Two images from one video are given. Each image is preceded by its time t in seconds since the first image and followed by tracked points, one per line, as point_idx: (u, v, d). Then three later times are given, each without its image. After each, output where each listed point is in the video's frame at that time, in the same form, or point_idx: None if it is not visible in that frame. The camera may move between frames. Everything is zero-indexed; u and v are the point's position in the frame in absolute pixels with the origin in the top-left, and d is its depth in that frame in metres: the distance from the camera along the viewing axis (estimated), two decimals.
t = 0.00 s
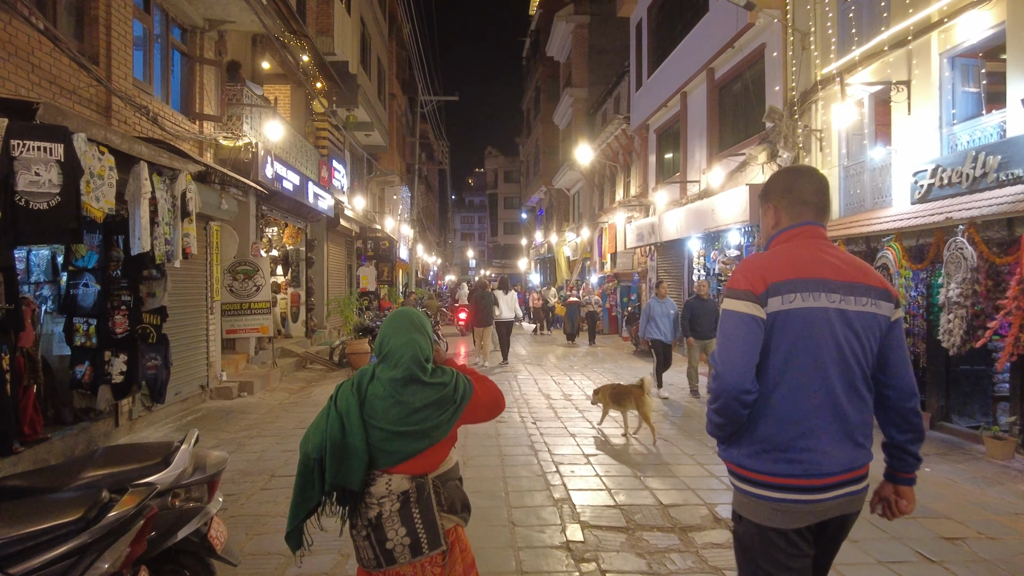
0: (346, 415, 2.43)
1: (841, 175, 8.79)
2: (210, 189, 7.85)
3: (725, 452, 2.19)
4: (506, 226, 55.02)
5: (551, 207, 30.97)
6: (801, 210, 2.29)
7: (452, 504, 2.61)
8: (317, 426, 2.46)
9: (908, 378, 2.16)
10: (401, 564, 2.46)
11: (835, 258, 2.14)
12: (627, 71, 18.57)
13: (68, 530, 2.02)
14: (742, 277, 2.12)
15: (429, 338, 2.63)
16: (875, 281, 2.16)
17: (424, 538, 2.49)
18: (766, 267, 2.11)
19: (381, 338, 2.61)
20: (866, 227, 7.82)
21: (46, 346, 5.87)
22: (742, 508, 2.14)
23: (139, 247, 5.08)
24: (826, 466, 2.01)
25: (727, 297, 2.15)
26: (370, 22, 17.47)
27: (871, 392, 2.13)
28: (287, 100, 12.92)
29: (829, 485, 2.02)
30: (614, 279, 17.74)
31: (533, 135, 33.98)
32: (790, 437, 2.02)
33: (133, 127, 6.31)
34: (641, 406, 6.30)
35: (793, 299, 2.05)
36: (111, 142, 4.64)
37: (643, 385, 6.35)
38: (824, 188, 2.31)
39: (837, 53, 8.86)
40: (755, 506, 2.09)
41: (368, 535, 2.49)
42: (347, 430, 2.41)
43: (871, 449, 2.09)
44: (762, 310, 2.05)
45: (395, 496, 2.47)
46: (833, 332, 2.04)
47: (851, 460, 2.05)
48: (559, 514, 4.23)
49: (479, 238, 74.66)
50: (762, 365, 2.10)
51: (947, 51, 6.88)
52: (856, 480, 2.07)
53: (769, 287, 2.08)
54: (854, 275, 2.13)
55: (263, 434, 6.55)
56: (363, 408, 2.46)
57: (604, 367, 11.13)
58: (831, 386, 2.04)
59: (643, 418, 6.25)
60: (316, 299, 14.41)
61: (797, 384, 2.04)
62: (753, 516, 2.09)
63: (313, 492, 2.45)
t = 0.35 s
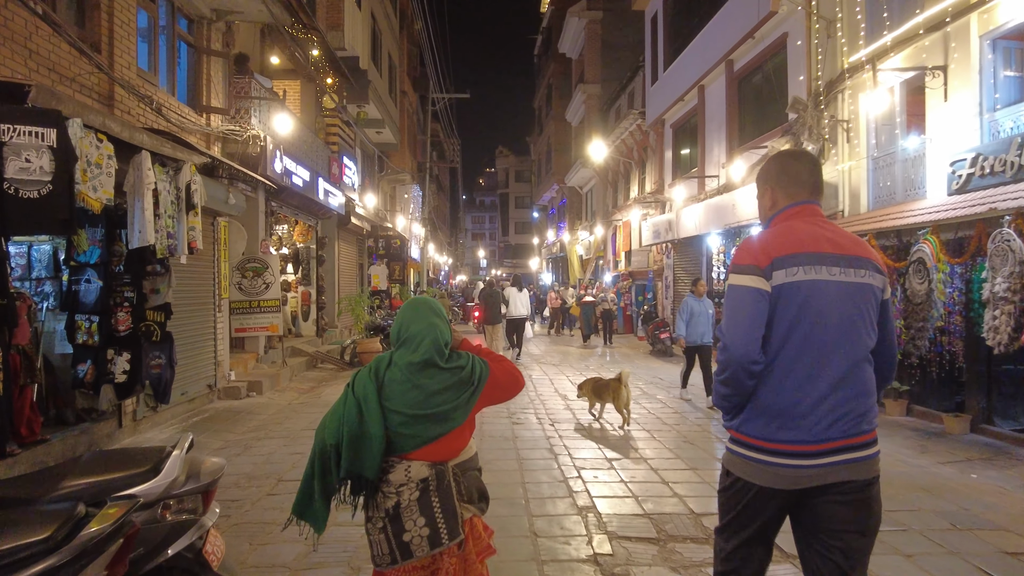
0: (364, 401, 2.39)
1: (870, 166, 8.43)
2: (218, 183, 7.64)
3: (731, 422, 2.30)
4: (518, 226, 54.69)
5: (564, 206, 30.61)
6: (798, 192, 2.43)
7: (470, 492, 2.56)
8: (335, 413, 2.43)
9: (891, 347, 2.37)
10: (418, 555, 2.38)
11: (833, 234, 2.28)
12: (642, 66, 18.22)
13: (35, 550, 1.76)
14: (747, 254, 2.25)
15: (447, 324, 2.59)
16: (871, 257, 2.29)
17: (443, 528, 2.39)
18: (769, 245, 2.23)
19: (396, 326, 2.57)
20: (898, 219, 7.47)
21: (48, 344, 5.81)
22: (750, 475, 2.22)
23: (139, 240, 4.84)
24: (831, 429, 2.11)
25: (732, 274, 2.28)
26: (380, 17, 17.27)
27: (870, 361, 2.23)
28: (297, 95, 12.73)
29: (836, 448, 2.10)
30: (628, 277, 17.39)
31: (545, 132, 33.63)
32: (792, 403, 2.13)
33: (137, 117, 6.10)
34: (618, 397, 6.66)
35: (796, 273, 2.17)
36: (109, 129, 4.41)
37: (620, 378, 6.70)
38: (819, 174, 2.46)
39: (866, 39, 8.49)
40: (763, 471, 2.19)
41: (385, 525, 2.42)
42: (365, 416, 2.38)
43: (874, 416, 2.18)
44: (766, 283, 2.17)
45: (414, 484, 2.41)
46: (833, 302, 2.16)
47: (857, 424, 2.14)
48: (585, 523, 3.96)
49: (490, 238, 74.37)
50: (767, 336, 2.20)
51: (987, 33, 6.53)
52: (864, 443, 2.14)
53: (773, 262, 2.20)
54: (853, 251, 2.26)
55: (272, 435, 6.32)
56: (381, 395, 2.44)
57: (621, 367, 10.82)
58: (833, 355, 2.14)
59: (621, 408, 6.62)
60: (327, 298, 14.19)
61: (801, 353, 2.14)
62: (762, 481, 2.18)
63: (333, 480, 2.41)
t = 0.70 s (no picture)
0: (421, 409, 2.38)
1: (925, 159, 7.82)
2: (243, 182, 7.52)
3: (723, 429, 2.41)
4: (547, 225, 54.28)
5: (595, 204, 30.11)
6: (783, 211, 2.50)
7: (522, 503, 2.55)
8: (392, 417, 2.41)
9: (891, 358, 2.38)
10: (469, 563, 2.43)
11: (817, 252, 2.33)
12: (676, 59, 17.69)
13: None
14: (726, 275, 2.36)
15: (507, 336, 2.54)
16: (856, 273, 2.33)
17: (494, 538, 2.43)
18: (749, 266, 2.33)
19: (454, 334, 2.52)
20: (958, 216, 6.88)
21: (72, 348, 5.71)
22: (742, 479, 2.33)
23: (158, 242, 4.68)
24: (813, 439, 2.19)
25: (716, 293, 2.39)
26: (409, 15, 17.11)
27: (856, 373, 2.28)
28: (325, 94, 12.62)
29: (816, 458, 2.19)
30: (662, 277, 16.89)
31: (575, 130, 33.22)
32: (774, 415, 2.23)
33: (159, 116, 5.98)
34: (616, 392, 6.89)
35: (773, 292, 2.26)
36: (126, 126, 4.25)
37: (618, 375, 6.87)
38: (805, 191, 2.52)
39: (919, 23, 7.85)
40: (751, 476, 2.29)
41: (437, 533, 2.45)
42: (421, 424, 2.36)
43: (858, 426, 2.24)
44: (744, 303, 2.27)
45: (466, 495, 2.42)
46: (815, 319, 2.23)
47: (840, 433, 2.21)
48: (627, 549, 3.64)
49: (519, 237, 74.11)
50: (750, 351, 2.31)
51: None
52: (849, 454, 2.22)
53: (752, 283, 2.29)
54: (836, 269, 2.31)
55: (299, 441, 6.15)
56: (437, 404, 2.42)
57: (657, 371, 10.40)
58: (813, 370, 2.22)
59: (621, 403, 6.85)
60: (356, 299, 14.08)
61: (782, 368, 2.23)
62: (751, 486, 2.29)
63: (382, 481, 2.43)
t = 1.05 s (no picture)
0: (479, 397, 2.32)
1: (994, 146, 6.97)
2: (273, 177, 7.36)
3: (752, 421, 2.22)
4: (578, 224, 53.78)
5: (628, 202, 29.58)
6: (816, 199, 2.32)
7: (580, 502, 2.43)
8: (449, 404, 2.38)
9: (934, 344, 2.12)
10: (527, 564, 2.29)
11: (849, 238, 2.16)
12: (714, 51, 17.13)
13: None
14: (758, 259, 2.22)
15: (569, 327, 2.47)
16: (893, 257, 2.15)
17: (552, 537, 2.30)
18: (778, 249, 2.18)
19: (513, 322, 2.46)
20: None
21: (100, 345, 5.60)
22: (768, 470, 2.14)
23: (185, 235, 4.52)
24: (845, 426, 2.00)
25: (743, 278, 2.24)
26: (441, 10, 16.92)
27: (892, 361, 2.09)
28: (357, 91, 12.49)
29: (849, 448, 1.99)
30: (700, 275, 16.38)
31: (607, 127, 32.74)
32: (805, 402, 2.04)
33: (187, 107, 5.83)
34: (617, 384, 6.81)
35: (803, 276, 2.10)
36: (150, 113, 4.06)
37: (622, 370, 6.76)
38: (840, 177, 2.34)
39: None
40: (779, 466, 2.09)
41: (493, 531, 2.33)
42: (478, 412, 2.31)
43: (894, 416, 2.04)
44: (773, 287, 2.12)
45: (522, 490, 2.30)
46: (845, 303, 2.06)
47: (873, 421, 2.01)
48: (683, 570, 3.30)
49: (549, 236, 73.70)
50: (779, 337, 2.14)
51: None
52: (883, 445, 2.02)
53: (780, 266, 2.15)
54: (869, 254, 2.13)
55: (329, 443, 5.93)
56: (496, 395, 2.36)
57: (698, 373, 9.98)
58: (846, 355, 2.04)
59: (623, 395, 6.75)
60: (388, 298, 13.93)
61: (813, 354, 2.06)
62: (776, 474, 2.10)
63: (436, 472, 2.41)
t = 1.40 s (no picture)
0: (484, 417, 2.28)
1: None
2: (277, 175, 7.11)
3: (767, 422, 2.44)
4: (589, 224, 53.34)
5: (640, 202, 29.16)
6: (838, 219, 2.51)
7: (593, 513, 2.37)
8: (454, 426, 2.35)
9: (929, 364, 2.41)
10: None
11: (870, 258, 2.35)
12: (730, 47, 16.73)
13: None
14: (785, 273, 2.37)
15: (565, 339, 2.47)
16: (905, 280, 2.36)
17: (564, 551, 2.25)
18: (806, 266, 2.35)
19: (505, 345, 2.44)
20: None
21: (95, 351, 5.40)
22: (776, 469, 2.39)
23: (179, 236, 4.25)
24: (851, 436, 2.24)
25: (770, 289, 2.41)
26: (451, 7, 16.64)
27: (896, 377, 2.35)
28: (366, 88, 12.26)
29: (856, 453, 2.25)
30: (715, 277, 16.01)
31: (619, 125, 32.34)
32: (820, 408, 2.27)
33: (187, 103, 5.60)
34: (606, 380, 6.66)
35: (828, 292, 2.28)
36: (142, 107, 3.81)
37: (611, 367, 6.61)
38: (863, 198, 2.51)
39: None
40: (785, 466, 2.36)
41: (504, 546, 2.30)
42: (485, 433, 2.26)
43: (897, 426, 2.31)
44: (800, 300, 2.30)
45: (534, 505, 2.27)
46: (863, 321, 2.27)
47: (875, 431, 2.27)
48: None
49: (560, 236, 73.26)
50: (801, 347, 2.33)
51: None
52: (884, 452, 2.29)
53: (808, 281, 2.32)
54: (887, 274, 2.33)
55: (334, 453, 5.70)
56: (499, 411, 2.31)
57: (715, 379, 9.65)
58: (861, 369, 2.26)
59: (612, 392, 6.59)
60: (396, 299, 13.68)
61: (831, 366, 2.26)
62: (786, 477, 2.35)
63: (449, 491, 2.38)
